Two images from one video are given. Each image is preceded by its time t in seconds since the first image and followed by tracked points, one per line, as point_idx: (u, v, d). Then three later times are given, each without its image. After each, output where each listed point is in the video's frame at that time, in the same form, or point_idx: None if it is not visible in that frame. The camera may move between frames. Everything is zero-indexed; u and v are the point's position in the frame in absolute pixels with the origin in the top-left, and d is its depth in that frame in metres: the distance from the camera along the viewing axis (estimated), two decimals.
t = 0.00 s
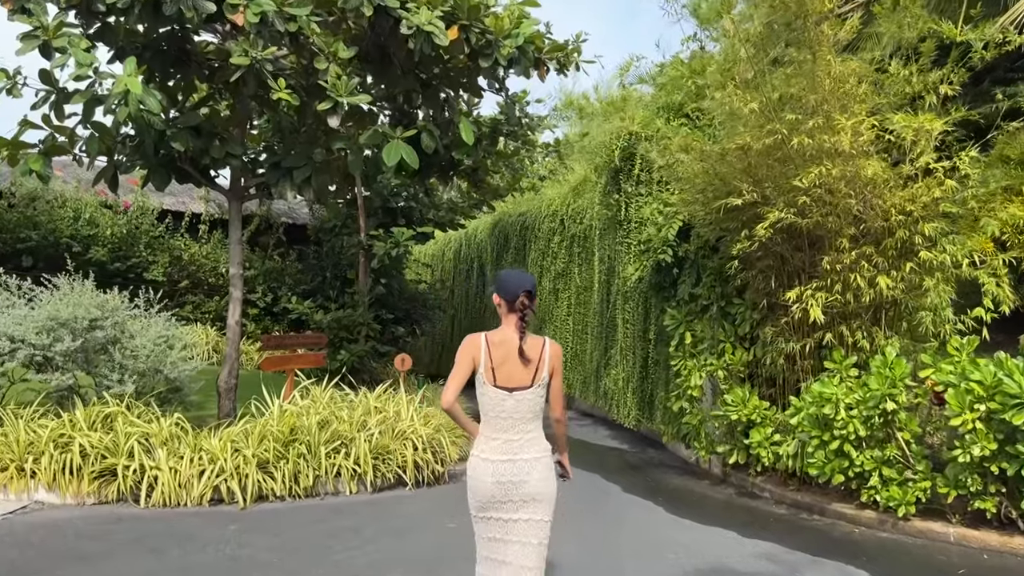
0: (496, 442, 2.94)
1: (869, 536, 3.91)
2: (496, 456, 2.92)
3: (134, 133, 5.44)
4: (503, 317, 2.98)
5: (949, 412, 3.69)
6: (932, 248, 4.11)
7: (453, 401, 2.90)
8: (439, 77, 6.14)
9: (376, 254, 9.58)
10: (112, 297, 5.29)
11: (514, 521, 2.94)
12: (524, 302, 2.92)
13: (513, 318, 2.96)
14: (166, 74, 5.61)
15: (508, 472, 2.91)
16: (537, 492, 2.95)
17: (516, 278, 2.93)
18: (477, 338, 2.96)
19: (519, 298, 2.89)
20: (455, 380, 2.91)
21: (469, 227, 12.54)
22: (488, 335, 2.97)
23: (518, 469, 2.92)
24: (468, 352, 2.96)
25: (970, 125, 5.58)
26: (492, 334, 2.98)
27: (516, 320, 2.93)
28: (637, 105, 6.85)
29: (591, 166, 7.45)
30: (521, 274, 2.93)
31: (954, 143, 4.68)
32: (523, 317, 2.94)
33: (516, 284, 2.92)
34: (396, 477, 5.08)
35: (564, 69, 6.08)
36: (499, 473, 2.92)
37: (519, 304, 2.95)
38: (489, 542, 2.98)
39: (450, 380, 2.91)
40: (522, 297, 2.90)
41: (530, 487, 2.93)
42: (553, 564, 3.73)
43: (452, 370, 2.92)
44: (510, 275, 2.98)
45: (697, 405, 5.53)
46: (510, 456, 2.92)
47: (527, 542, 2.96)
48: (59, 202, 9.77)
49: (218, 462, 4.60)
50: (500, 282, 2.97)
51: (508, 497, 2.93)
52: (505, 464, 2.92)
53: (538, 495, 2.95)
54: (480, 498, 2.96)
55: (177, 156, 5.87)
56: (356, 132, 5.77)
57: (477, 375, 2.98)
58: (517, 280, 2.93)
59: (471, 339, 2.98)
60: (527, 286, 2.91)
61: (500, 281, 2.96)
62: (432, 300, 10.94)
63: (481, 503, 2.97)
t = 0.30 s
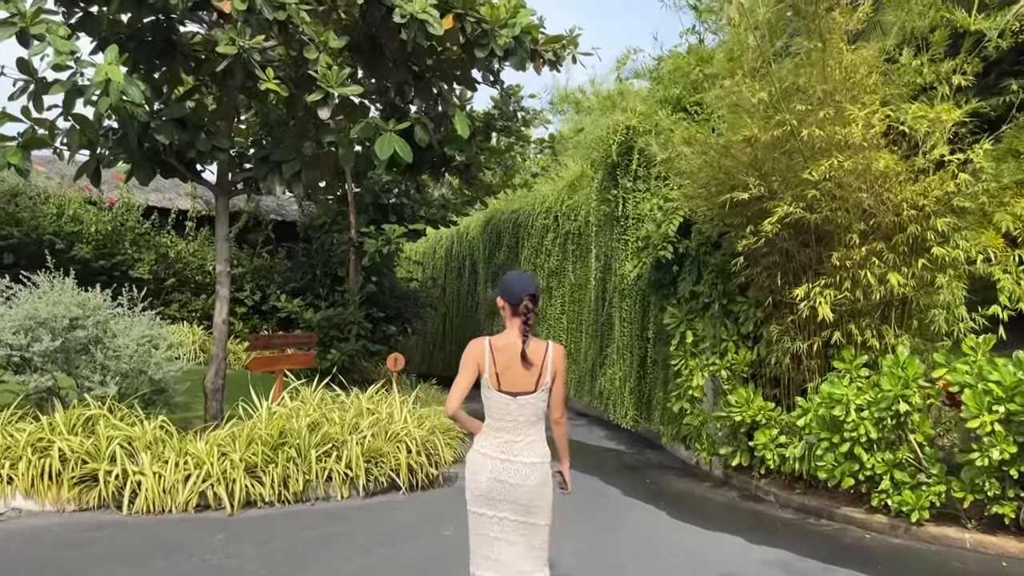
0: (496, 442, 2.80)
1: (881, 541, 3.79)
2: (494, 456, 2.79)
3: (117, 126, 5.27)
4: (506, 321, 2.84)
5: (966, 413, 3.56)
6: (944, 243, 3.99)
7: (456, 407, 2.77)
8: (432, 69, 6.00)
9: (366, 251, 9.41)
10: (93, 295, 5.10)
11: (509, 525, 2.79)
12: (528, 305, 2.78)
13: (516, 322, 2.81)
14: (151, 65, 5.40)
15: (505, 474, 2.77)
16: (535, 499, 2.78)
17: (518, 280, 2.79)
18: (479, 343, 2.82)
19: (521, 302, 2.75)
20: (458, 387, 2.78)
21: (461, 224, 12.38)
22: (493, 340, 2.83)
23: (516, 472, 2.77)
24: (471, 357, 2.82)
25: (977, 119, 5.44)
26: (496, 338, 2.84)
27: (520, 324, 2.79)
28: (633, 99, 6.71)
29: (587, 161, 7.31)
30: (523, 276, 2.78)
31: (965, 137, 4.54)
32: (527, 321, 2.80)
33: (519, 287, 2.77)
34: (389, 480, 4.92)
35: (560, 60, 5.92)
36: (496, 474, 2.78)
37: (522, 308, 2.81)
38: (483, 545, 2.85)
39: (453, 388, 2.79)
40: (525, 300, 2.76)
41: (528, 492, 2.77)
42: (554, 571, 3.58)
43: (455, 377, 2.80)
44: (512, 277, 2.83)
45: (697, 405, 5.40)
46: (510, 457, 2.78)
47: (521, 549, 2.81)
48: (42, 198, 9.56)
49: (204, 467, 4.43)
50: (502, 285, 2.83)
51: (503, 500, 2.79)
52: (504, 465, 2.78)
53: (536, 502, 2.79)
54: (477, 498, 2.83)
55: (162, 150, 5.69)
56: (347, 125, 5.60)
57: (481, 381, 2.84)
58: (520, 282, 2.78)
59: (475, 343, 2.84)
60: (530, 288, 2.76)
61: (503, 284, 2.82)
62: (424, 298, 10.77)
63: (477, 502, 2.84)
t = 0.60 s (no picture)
0: (509, 426, 2.69)
1: (951, 560, 3.23)
2: (508, 440, 2.68)
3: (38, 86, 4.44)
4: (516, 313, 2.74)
5: None
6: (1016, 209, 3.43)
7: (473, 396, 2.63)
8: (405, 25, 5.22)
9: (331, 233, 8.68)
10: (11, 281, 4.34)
11: (523, 509, 2.70)
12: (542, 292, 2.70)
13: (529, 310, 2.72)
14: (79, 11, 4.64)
15: (521, 458, 2.67)
16: (550, 481, 2.70)
17: (532, 268, 2.71)
18: (492, 332, 2.70)
19: (539, 288, 2.67)
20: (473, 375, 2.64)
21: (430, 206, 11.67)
22: (504, 330, 2.72)
23: (531, 455, 2.67)
24: (483, 346, 2.69)
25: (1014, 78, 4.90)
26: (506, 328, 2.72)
27: (533, 312, 2.70)
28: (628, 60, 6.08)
29: (576, 131, 6.66)
30: (537, 265, 2.71)
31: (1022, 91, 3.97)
32: (541, 308, 2.71)
33: (534, 275, 2.69)
34: (364, 491, 4.27)
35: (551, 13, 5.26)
36: (510, 459, 2.68)
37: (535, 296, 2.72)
38: (494, 531, 2.75)
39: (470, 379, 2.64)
40: (541, 286, 2.68)
41: (543, 475, 2.68)
42: None
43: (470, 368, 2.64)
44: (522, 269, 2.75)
45: (709, 399, 4.80)
46: (524, 441, 2.68)
47: (536, 534, 2.72)
48: None
49: (143, 483, 3.70)
50: (513, 277, 2.73)
51: (515, 483, 2.69)
52: (519, 449, 2.67)
53: (551, 484, 2.71)
54: (489, 484, 2.72)
55: (95, 114, 4.94)
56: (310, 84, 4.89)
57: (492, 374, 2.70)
58: (534, 270, 2.71)
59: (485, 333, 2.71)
60: (544, 275, 2.69)
61: (514, 275, 2.73)
62: (393, 284, 10.07)
63: (489, 486, 2.73)
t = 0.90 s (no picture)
0: (510, 420, 2.57)
1: (974, 567, 3.08)
2: (511, 434, 2.56)
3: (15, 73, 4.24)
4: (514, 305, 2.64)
5: None
6: None
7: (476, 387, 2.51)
8: (398, 12, 5.05)
9: (322, 228, 8.49)
10: None
11: (526, 505, 2.60)
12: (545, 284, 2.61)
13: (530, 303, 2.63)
14: None
15: (526, 452, 2.57)
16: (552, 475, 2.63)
17: (534, 262, 2.62)
18: (491, 322, 2.58)
19: (544, 282, 2.57)
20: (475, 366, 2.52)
21: (423, 202, 11.50)
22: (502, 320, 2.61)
23: (535, 448, 2.58)
24: (482, 337, 2.57)
25: None
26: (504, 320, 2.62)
27: (534, 306, 2.61)
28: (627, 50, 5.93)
29: (574, 123, 6.50)
30: (538, 259, 2.62)
31: None
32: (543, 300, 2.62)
33: (537, 268, 2.60)
34: (357, 495, 4.09)
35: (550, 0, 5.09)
36: (514, 455, 2.56)
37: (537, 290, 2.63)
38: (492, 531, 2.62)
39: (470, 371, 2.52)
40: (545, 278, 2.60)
41: (545, 467, 2.61)
42: None
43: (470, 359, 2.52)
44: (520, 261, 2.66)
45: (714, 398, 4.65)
46: (528, 434, 2.58)
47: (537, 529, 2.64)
48: None
49: (124, 489, 3.51)
50: (511, 268, 2.63)
51: (522, 478, 2.58)
52: (524, 443, 2.57)
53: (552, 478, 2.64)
54: (490, 481, 2.59)
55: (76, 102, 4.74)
56: (300, 73, 4.71)
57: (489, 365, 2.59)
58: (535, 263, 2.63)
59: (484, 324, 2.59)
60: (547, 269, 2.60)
61: (512, 266, 2.62)
62: (385, 281, 9.89)
63: (488, 484, 2.60)
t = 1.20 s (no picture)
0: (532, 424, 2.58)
1: None
2: (536, 437, 2.57)
3: None
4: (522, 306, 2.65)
5: None
6: None
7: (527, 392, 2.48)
8: None
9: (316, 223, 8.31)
10: None
11: (545, 506, 2.64)
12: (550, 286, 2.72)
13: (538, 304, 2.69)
14: None
15: (549, 454, 2.60)
16: (562, 474, 2.69)
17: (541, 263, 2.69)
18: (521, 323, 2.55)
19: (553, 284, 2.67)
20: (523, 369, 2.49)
21: (418, 196, 11.32)
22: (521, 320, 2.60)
23: (551, 449, 2.62)
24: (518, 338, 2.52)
25: None
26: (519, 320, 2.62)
27: (543, 307, 2.67)
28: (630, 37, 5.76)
29: (575, 115, 6.33)
30: (543, 261, 2.70)
31: None
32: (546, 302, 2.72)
33: (546, 271, 2.68)
34: (351, 499, 3.93)
35: None
36: (540, 458, 2.58)
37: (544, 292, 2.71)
38: (511, 536, 2.61)
39: (517, 372, 2.48)
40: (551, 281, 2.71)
41: (559, 467, 2.66)
42: None
43: (517, 361, 2.48)
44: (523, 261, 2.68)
45: (722, 397, 4.50)
46: (548, 437, 2.62)
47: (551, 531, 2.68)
48: None
49: (106, 494, 3.34)
50: (526, 268, 2.65)
51: (541, 481, 2.60)
52: (548, 445, 2.60)
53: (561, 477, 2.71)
54: (511, 488, 2.56)
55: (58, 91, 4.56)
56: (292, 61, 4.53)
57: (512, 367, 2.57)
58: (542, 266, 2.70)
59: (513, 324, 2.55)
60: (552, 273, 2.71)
61: (528, 267, 2.65)
62: (380, 277, 9.72)
63: (510, 490, 2.58)
